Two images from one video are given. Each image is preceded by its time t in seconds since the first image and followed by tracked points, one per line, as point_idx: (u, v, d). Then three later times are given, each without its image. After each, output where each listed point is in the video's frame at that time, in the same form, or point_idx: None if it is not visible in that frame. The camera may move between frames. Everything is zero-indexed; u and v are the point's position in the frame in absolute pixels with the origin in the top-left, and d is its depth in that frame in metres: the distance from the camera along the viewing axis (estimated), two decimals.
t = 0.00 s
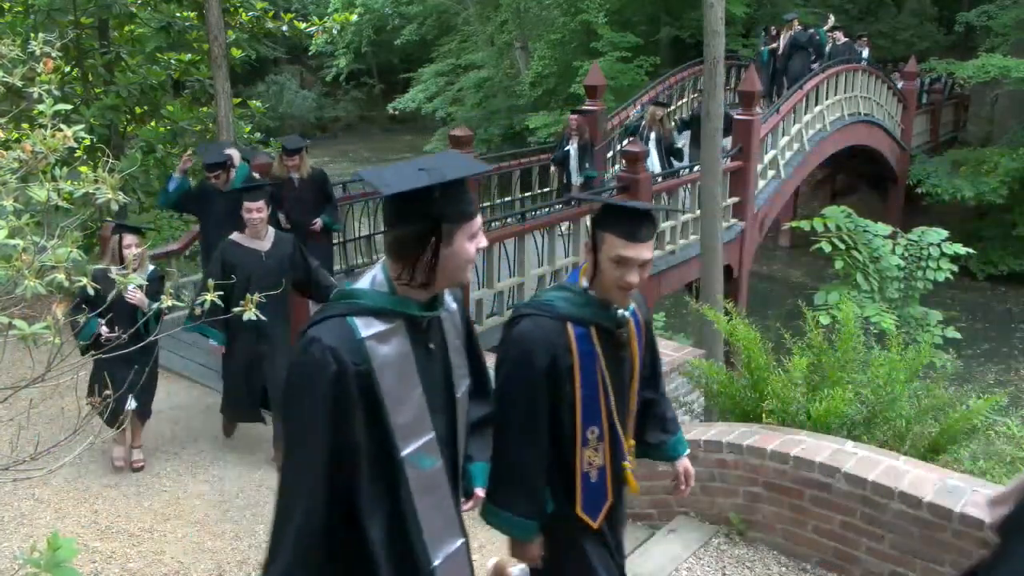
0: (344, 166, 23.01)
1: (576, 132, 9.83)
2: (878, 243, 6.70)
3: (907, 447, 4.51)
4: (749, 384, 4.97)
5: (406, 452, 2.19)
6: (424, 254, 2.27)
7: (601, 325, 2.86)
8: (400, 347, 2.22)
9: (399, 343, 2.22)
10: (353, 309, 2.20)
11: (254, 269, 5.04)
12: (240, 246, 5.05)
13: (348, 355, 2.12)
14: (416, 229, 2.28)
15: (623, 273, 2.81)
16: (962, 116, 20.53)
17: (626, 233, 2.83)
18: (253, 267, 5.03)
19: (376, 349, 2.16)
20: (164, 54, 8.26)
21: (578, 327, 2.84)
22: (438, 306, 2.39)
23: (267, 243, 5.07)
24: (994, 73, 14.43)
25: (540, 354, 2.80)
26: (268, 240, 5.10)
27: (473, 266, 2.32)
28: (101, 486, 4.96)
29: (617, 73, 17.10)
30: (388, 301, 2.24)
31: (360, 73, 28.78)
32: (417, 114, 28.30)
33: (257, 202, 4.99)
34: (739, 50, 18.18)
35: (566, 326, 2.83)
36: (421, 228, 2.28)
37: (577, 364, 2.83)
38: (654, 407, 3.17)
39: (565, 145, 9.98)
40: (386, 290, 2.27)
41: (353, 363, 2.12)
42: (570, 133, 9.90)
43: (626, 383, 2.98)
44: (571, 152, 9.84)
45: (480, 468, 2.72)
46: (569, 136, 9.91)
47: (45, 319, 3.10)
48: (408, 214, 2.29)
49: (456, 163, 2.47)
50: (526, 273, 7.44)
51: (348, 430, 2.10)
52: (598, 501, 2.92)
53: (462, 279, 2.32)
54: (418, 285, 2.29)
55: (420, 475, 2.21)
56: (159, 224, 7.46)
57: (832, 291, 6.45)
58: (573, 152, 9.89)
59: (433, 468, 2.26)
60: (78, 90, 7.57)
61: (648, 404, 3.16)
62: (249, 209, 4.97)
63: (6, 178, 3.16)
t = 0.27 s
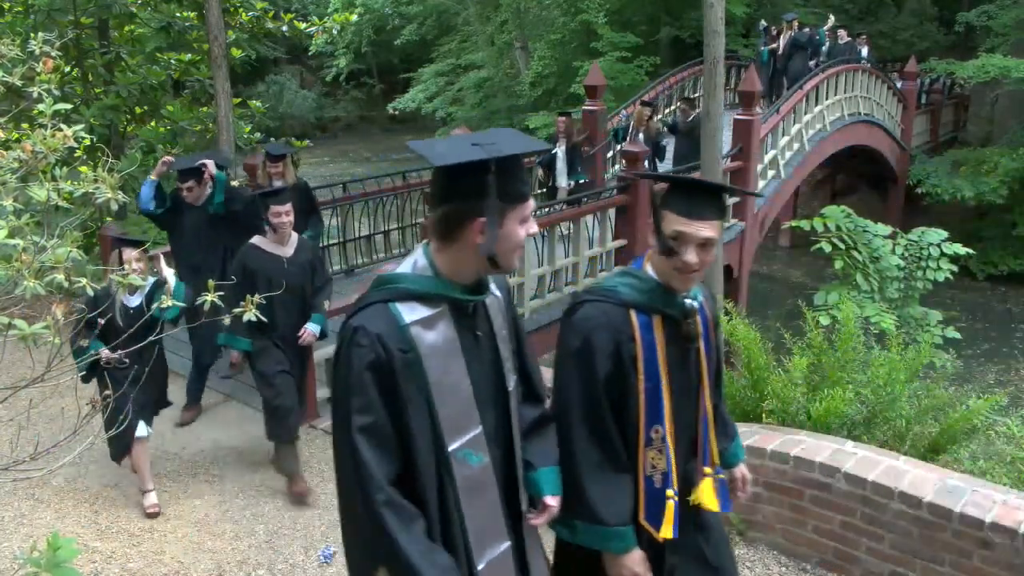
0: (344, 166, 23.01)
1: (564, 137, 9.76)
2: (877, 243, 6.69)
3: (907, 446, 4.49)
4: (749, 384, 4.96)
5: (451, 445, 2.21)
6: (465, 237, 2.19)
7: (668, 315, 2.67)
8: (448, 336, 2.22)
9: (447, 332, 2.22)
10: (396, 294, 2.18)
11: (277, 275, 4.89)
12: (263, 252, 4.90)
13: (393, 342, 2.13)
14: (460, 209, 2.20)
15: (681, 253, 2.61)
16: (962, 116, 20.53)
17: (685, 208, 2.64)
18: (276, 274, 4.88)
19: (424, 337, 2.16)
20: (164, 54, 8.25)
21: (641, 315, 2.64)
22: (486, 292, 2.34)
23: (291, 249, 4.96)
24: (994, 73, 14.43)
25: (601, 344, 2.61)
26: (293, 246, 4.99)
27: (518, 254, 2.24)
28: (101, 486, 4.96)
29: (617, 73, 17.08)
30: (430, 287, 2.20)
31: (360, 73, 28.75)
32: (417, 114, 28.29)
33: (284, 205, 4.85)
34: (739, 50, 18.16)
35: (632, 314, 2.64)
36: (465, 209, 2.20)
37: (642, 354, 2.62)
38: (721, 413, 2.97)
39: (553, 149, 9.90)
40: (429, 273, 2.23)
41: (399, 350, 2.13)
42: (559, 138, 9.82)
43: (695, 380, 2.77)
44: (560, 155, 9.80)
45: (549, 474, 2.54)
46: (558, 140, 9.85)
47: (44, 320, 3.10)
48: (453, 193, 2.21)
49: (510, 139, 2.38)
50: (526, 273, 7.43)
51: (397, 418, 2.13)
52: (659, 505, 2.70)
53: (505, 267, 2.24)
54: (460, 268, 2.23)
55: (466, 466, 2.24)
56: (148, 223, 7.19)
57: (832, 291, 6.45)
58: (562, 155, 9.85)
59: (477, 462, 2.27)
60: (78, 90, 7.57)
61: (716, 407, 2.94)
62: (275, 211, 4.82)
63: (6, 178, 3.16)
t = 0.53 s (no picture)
0: (344, 166, 23.00)
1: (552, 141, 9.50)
2: (878, 243, 6.69)
3: (907, 446, 4.44)
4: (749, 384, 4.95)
5: (512, 469, 2.21)
6: (544, 252, 2.21)
7: (755, 334, 2.70)
8: (523, 355, 2.22)
9: (522, 351, 2.22)
10: (471, 305, 2.21)
11: (301, 295, 4.61)
12: (287, 271, 4.60)
13: (465, 354, 2.15)
14: (541, 219, 2.21)
15: (768, 269, 2.64)
16: (962, 116, 20.53)
17: (774, 224, 2.68)
18: (302, 293, 4.59)
19: (497, 354, 2.18)
20: (163, 54, 8.25)
21: (724, 333, 2.69)
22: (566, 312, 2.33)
23: (316, 267, 4.67)
24: (994, 73, 14.42)
25: (682, 361, 2.67)
26: (317, 265, 4.69)
27: (595, 278, 2.25)
28: (101, 486, 4.96)
29: (617, 73, 17.06)
30: (507, 300, 2.22)
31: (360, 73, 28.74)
32: (417, 114, 28.26)
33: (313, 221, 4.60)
34: (739, 50, 18.14)
35: (713, 331, 2.70)
36: (549, 224, 2.21)
37: (722, 374, 2.68)
38: (820, 450, 2.91)
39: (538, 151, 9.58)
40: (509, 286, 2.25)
41: (470, 362, 2.16)
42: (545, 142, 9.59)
43: (784, 406, 2.76)
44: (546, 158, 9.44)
45: (638, 512, 2.45)
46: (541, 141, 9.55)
47: (44, 319, 3.10)
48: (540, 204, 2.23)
49: (597, 153, 2.39)
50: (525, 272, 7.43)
51: (464, 428, 2.17)
52: (740, 530, 2.80)
53: (583, 288, 2.26)
54: (537, 285, 2.24)
55: (523, 493, 2.23)
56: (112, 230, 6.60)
57: (832, 292, 6.45)
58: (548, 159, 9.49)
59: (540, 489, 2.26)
60: (78, 90, 7.57)
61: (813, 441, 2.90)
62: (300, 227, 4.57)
63: (6, 178, 3.15)
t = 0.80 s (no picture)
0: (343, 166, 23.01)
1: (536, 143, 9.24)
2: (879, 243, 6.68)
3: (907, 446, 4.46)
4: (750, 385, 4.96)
5: (589, 480, 1.86)
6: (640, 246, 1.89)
7: (847, 335, 2.53)
8: (613, 360, 1.88)
9: (612, 356, 1.89)
10: (565, 302, 1.91)
11: (338, 298, 4.33)
12: (322, 272, 4.32)
13: (545, 350, 1.85)
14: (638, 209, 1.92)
15: (882, 282, 2.45)
16: (962, 116, 20.54)
17: (888, 234, 2.48)
18: (335, 294, 4.32)
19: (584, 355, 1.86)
20: (164, 54, 8.24)
21: (816, 333, 2.52)
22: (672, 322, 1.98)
23: (349, 269, 4.36)
24: (994, 74, 14.43)
25: (770, 360, 2.51)
26: (352, 265, 4.42)
27: (684, 293, 1.88)
28: (101, 486, 4.96)
29: (617, 73, 17.05)
30: (600, 301, 1.91)
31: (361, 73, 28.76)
32: (417, 114, 28.27)
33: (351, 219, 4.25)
34: (739, 50, 18.14)
35: (806, 333, 2.53)
36: (649, 213, 1.90)
37: (813, 376, 2.50)
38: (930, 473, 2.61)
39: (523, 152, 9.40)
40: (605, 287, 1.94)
41: (551, 361, 1.85)
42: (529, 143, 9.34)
43: (877, 413, 2.55)
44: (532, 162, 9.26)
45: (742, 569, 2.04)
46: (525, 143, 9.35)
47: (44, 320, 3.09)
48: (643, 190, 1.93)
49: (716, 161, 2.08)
50: (526, 273, 7.44)
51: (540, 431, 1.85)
52: (826, 542, 2.56)
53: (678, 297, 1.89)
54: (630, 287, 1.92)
55: (604, 511, 1.88)
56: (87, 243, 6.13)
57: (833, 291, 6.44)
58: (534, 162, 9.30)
59: (622, 510, 1.89)
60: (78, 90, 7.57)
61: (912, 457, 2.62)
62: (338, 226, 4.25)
63: (6, 178, 3.15)
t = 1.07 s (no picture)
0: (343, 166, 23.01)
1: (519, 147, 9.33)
2: (880, 243, 6.66)
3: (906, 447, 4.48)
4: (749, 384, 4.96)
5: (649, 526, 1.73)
6: (714, 272, 1.78)
7: (950, 380, 2.26)
8: (680, 401, 1.75)
9: (679, 397, 1.75)
10: (627, 332, 1.78)
11: (400, 320, 4.20)
12: (383, 295, 4.17)
13: (606, 388, 1.71)
14: (715, 232, 1.79)
15: (1011, 335, 2.23)
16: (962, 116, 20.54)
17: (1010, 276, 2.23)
18: (389, 313, 4.17)
19: (644, 396, 1.71)
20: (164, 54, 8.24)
21: (918, 383, 2.26)
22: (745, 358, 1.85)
23: (412, 290, 4.27)
24: (994, 74, 14.42)
25: (871, 416, 2.26)
26: (411, 289, 4.30)
27: (755, 328, 1.74)
28: (101, 486, 4.96)
29: (617, 73, 17.06)
30: (667, 331, 1.77)
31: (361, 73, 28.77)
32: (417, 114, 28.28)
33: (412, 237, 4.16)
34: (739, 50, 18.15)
35: (907, 381, 2.27)
36: (725, 235, 1.78)
37: (918, 431, 2.24)
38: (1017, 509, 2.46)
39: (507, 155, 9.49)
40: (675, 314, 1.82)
41: (609, 401, 1.70)
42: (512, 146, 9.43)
43: (979, 459, 2.30)
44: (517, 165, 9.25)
45: None
46: (510, 147, 9.43)
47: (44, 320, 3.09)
48: (723, 208, 1.81)
49: (811, 180, 1.95)
50: (526, 273, 7.44)
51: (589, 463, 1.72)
52: None
53: (752, 331, 1.75)
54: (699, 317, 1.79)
55: (662, 560, 1.75)
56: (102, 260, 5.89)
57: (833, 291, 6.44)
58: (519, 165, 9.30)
59: (682, 560, 1.76)
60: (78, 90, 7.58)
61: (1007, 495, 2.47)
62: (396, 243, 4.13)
63: (7, 178, 3.15)
